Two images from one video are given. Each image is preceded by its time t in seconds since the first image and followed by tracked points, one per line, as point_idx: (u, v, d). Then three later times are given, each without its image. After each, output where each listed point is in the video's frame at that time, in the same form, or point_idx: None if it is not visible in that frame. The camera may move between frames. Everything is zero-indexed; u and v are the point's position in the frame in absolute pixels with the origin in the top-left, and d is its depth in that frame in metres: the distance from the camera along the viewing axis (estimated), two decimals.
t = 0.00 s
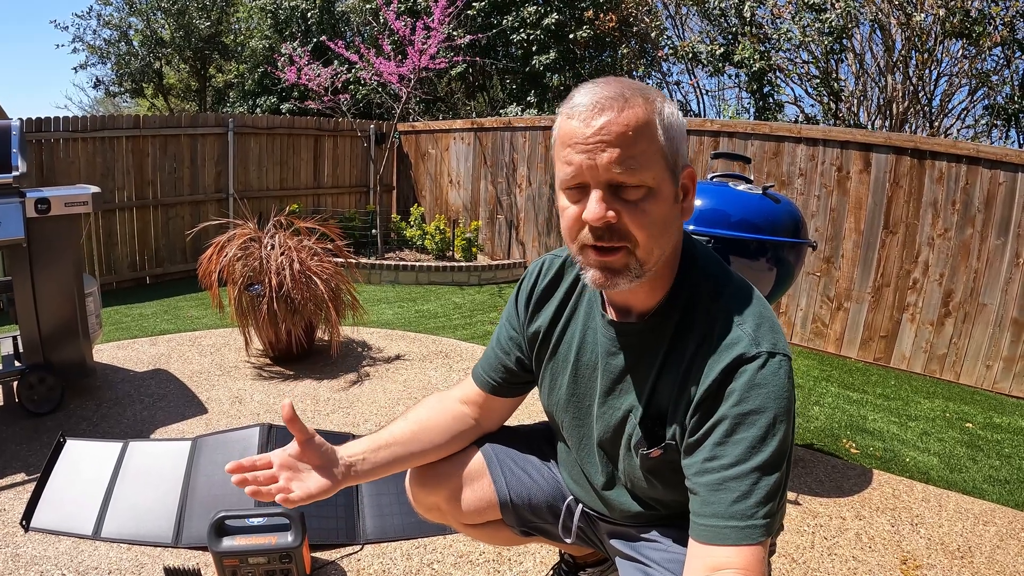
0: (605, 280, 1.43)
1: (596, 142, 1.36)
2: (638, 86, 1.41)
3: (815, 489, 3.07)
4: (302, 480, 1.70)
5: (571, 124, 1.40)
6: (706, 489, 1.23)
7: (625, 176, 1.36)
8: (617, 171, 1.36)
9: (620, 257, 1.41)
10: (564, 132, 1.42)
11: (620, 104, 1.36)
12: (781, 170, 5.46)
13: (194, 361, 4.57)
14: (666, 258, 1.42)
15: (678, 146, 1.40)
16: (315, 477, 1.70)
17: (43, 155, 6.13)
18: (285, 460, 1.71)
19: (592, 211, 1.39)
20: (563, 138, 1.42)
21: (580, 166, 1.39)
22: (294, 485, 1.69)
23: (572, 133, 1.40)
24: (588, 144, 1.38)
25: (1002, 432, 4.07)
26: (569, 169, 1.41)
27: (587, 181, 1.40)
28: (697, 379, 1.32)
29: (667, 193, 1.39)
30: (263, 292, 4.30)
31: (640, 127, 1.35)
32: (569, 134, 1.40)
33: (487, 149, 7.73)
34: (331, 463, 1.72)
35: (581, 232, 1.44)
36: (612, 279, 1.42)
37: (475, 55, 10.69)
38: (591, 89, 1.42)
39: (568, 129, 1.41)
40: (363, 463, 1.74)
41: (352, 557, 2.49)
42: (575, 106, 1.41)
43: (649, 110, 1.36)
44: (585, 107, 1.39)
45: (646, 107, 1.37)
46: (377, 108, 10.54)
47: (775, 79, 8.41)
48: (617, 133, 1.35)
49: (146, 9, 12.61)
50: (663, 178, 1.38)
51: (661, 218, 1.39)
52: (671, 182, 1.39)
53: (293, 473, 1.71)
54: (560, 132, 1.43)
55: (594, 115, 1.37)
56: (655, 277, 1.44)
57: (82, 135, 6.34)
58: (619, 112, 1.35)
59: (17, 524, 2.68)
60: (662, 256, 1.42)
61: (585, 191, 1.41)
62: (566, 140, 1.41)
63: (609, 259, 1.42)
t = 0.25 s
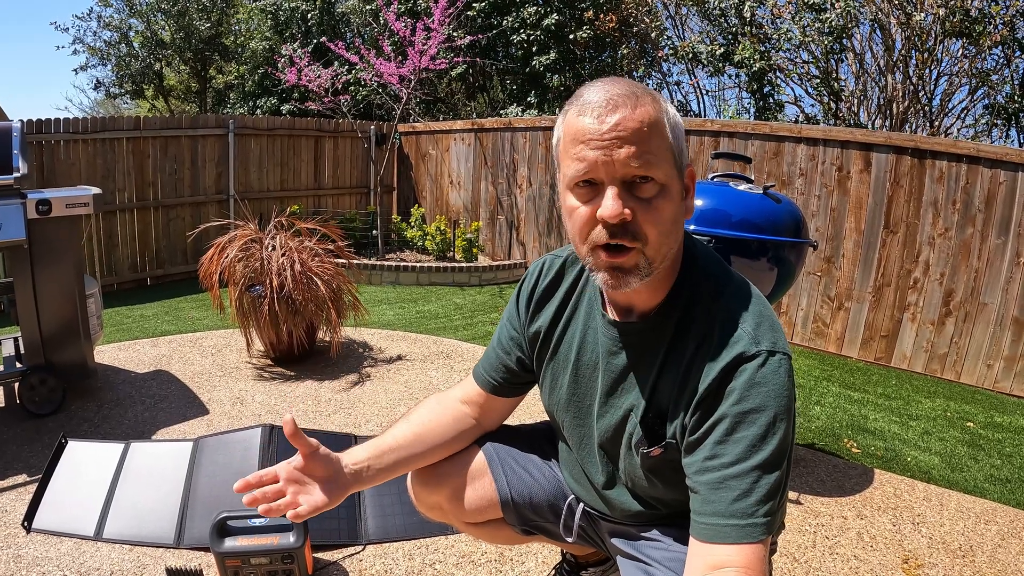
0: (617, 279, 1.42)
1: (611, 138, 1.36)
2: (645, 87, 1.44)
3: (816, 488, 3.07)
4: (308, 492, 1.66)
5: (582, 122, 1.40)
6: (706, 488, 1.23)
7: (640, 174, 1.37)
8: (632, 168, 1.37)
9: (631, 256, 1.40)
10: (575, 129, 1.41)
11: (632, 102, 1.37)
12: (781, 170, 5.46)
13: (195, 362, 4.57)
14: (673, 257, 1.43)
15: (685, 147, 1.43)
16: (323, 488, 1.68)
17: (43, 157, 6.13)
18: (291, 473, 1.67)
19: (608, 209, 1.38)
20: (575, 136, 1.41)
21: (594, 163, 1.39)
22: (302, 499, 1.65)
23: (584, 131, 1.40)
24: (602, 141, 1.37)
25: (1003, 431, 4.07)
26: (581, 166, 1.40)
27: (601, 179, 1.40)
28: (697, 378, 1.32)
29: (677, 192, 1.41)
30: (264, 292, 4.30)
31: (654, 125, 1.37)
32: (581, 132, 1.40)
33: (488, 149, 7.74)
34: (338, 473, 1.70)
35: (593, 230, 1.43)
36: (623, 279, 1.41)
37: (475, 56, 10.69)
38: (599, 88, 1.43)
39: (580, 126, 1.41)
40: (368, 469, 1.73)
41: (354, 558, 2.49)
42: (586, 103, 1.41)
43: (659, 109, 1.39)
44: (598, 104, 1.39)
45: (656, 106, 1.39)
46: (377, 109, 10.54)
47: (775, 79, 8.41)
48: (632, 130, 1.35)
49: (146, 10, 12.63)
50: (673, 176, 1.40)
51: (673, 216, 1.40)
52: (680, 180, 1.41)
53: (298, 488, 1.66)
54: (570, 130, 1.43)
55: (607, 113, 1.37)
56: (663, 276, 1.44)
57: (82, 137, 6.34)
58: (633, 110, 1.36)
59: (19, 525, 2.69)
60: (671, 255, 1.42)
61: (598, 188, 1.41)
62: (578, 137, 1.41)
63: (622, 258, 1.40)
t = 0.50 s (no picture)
0: (621, 268, 1.40)
1: (605, 122, 1.39)
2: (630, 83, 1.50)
3: (816, 488, 3.07)
4: (319, 426, 1.69)
5: (574, 112, 1.43)
6: (705, 485, 1.23)
7: (635, 156, 1.40)
8: (628, 151, 1.39)
9: (633, 241, 1.40)
10: (567, 119, 1.44)
11: (622, 90, 1.41)
12: (781, 171, 5.46)
13: (196, 363, 4.58)
14: (670, 246, 1.44)
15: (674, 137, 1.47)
16: (334, 426, 1.69)
17: (43, 159, 6.14)
18: (307, 404, 1.70)
19: (607, 192, 1.39)
20: (567, 125, 1.44)
21: (590, 148, 1.41)
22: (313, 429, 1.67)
23: (575, 119, 1.42)
24: (595, 127, 1.40)
25: (1003, 430, 4.07)
26: (576, 154, 1.42)
27: (598, 165, 1.41)
28: (694, 375, 1.32)
29: (670, 177, 1.44)
30: (264, 294, 4.31)
31: (645, 111, 1.41)
32: (573, 120, 1.43)
33: (487, 150, 7.74)
34: (351, 417, 1.72)
35: (592, 218, 1.43)
36: (627, 264, 1.39)
37: (475, 57, 10.70)
38: (587, 82, 1.47)
39: (572, 116, 1.43)
40: (378, 426, 1.74)
41: (354, 558, 2.49)
42: (576, 96, 1.45)
43: (648, 97, 1.43)
44: (588, 95, 1.43)
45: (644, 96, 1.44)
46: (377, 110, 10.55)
47: (775, 79, 8.41)
48: (625, 114, 1.39)
49: (147, 12, 12.65)
50: (667, 162, 1.43)
51: (670, 201, 1.42)
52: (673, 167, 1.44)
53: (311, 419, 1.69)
54: (562, 122, 1.46)
55: (599, 99, 1.40)
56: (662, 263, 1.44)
57: (82, 138, 6.35)
58: (624, 96, 1.40)
59: (20, 526, 2.69)
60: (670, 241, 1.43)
61: (594, 174, 1.42)
62: (571, 126, 1.43)
63: (623, 244, 1.40)
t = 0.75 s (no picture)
0: (619, 272, 1.41)
1: (604, 126, 1.38)
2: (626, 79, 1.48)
3: (813, 486, 3.08)
4: (296, 380, 1.72)
5: (571, 113, 1.42)
6: (698, 481, 1.24)
7: (634, 160, 1.39)
8: (628, 155, 1.39)
9: (631, 246, 1.40)
10: (563, 121, 1.43)
11: (621, 91, 1.40)
12: (779, 170, 5.47)
13: (195, 363, 4.59)
14: (665, 247, 1.45)
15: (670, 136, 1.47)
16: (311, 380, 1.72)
17: (43, 159, 6.15)
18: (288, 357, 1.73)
19: (607, 198, 1.38)
20: (565, 127, 1.42)
21: (590, 152, 1.39)
22: (289, 380, 1.72)
23: (572, 121, 1.41)
24: (594, 130, 1.39)
25: (1001, 429, 4.07)
26: (575, 157, 1.41)
27: (597, 169, 1.40)
28: (687, 371, 1.33)
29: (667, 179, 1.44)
30: (263, 293, 4.32)
31: (643, 113, 1.40)
32: (571, 122, 1.41)
33: (486, 151, 7.75)
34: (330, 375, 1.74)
35: (590, 222, 1.43)
36: (625, 268, 1.40)
37: (474, 57, 10.71)
38: (584, 82, 1.46)
39: (569, 118, 1.42)
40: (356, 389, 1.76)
41: (351, 555, 2.50)
42: (573, 95, 1.43)
43: (647, 97, 1.43)
44: (585, 95, 1.41)
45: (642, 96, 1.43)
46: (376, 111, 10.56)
47: (773, 79, 8.42)
48: (624, 117, 1.38)
49: (146, 14, 12.68)
50: (665, 164, 1.43)
51: (668, 204, 1.42)
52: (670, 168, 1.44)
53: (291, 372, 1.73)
54: (558, 122, 1.44)
55: (598, 102, 1.39)
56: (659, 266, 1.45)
57: (82, 139, 6.37)
58: (623, 98, 1.39)
59: (19, 524, 2.70)
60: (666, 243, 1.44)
61: (592, 178, 1.42)
62: (568, 128, 1.42)
63: (622, 249, 1.40)
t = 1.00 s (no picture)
0: (608, 273, 1.42)
1: (607, 129, 1.37)
2: (634, 80, 1.46)
3: (808, 484, 3.08)
4: (287, 399, 1.77)
5: (574, 111, 1.40)
6: (684, 478, 1.24)
7: (633, 165, 1.38)
8: (627, 159, 1.38)
9: (623, 249, 1.40)
10: (565, 118, 1.41)
11: (628, 93, 1.38)
12: (777, 170, 5.48)
13: (193, 362, 4.60)
14: (658, 250, 1.45)
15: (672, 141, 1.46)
16: (300, 398, 1.77)
17: (43, 160, 6.16)
18: (276, 378, 1.79)
19: (602, 201, 1.38)
20: (567, 125, 1.41)
21: (589, 153, 1.38)
22: (279, 402, 1.76)
23: (574, 120, 1.40)
24: (596, 131, 1.38)
25: (998, 428, 4.07)
26: (574, 156, 1.40)
27: (595, 170, 1.39)
28: (675, 369, 1.33)
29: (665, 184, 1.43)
30: (260, 293, 4.30)
31: (647, 118, 1.39)
32: (573, 121, 1.40)
33: (484, 151, 7.76)
34: (319, 389, 1.78)
35: (584, 222, 1.42)
36: (614, 272, 1.41)
37: (472, 58, 10.71)
38: (590, 79, 1.44)
39: (572, 116, 1.40)
40: (346, 396, 1.80)
41: (346, 552, 2.51)
42: (578, 93, 1.42)
43: (653, 102, 1.41)
44: (590, 94, 1.40)
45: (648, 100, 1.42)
46: (375, 111, 10.57)
47: (771, 79, 8.42)
48: (627, 121, 1.37)
49: (145, 14, 12.69)
50: (665, 170, 1.42)
51: (664, 210, 1.41)
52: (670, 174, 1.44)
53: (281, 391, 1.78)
54: (560, 119, 1.43)
55: (602, 103, 1.37)
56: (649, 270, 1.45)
57: (81, 139, 6.38)
58: (628, 101, 1.37)
59: (17, 521, 2.71)
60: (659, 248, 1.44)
61: (590, 178, 1.41)
62: (570, 127, 1.40)
63: (614, 251, 1.40)
